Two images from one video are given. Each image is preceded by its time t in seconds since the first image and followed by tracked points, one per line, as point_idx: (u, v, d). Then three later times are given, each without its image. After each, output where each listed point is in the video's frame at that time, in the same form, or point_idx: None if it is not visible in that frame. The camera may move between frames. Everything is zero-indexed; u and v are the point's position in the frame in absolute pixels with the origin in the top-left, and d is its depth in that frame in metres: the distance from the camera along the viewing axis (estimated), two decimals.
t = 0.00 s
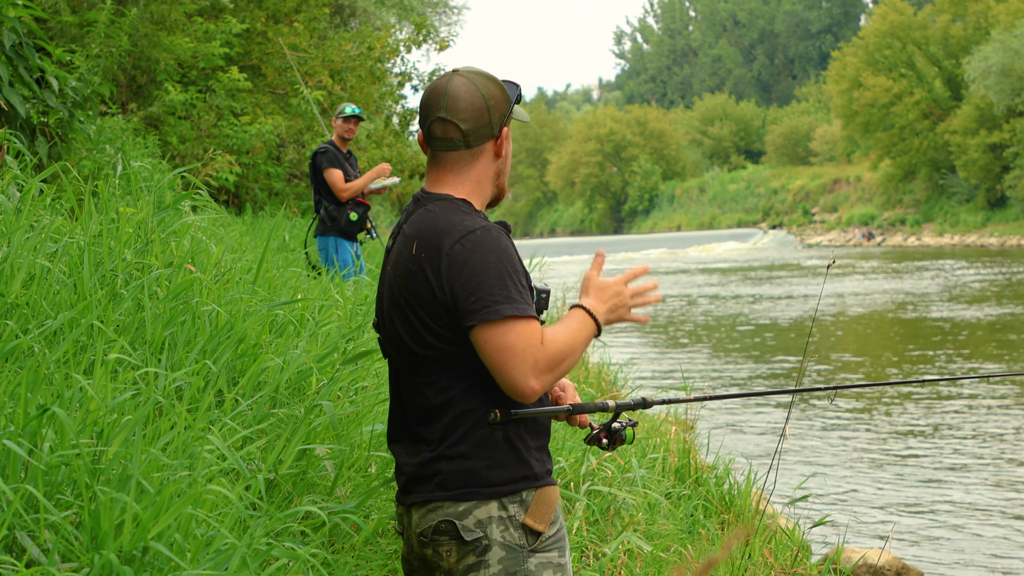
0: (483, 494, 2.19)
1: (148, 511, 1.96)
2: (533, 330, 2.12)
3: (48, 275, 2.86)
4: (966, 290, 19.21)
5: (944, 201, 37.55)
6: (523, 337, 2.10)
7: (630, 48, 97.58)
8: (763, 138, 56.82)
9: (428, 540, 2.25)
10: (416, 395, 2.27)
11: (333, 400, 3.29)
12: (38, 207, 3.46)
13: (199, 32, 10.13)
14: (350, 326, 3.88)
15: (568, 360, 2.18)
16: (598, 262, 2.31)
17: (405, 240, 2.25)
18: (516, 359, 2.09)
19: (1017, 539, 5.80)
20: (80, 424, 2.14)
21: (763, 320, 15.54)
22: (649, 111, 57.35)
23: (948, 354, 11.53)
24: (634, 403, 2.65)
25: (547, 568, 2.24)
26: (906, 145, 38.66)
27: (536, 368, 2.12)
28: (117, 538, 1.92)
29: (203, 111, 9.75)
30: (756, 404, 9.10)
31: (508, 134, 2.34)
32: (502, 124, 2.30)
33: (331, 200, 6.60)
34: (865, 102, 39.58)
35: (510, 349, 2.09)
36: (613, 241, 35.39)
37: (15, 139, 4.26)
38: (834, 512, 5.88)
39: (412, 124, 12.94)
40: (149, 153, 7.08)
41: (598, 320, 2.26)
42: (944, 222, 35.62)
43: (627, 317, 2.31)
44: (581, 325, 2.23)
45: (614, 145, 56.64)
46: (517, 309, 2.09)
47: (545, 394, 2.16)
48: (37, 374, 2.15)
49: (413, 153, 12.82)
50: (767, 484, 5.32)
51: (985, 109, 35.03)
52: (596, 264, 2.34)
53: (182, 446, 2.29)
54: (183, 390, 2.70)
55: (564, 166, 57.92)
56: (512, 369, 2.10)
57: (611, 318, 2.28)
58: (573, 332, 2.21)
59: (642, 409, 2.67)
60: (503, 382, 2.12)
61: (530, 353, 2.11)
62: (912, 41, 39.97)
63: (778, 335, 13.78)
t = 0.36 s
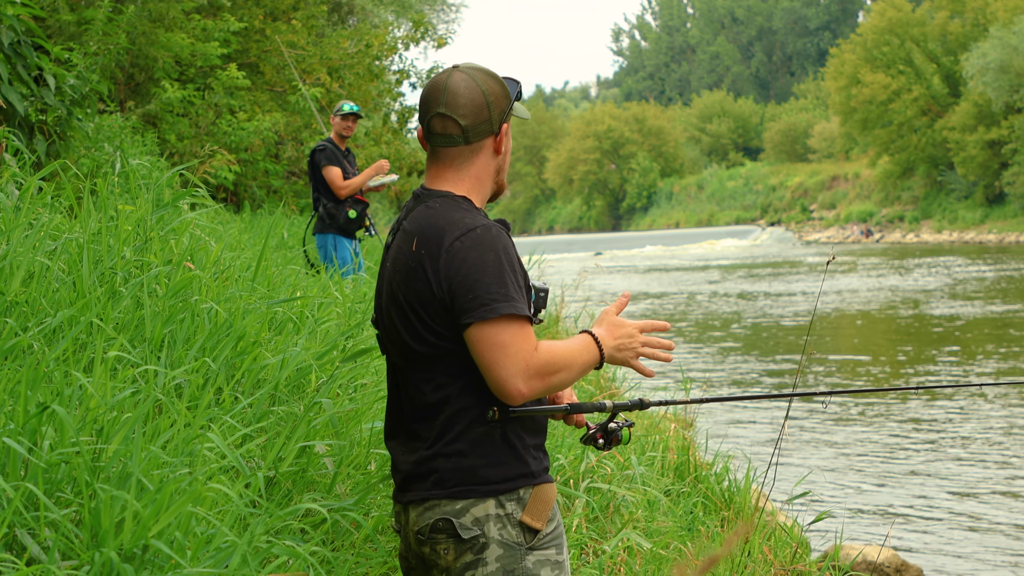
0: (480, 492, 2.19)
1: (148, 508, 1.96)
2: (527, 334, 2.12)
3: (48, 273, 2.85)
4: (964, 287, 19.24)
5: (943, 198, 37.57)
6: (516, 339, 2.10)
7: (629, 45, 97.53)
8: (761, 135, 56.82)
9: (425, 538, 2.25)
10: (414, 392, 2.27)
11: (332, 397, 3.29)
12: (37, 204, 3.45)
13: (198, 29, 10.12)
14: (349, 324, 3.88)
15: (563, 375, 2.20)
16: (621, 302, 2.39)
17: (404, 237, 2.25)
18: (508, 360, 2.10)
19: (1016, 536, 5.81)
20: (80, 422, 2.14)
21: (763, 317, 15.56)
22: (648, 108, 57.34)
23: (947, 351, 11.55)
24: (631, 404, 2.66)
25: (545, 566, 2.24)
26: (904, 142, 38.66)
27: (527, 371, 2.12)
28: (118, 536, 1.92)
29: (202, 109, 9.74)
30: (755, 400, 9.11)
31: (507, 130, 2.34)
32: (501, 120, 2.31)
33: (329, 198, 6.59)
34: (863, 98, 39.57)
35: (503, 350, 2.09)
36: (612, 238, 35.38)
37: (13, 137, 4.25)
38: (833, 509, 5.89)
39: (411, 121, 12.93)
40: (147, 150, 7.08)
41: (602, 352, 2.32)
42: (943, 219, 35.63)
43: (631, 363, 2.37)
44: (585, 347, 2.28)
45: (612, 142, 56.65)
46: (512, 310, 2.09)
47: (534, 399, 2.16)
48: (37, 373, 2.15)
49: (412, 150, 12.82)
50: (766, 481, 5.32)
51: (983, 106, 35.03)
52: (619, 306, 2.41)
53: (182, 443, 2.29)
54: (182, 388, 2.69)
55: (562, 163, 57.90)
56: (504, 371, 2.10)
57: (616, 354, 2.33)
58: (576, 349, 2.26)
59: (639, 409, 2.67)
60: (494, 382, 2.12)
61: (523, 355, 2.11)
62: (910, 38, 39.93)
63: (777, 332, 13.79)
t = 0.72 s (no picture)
0: (484, 492, 2.19)
1: (152, 508, 1.96)
2: (530, 336, 2.12)
3: (51, 273, 2.85)
4: (967, 286, 19.23)
5: (945, 196, 37.54)
6: (519, 341, 2.10)
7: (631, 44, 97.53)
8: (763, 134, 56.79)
9: (429, 539, 2.24)
10: (417, 393, 2.27)
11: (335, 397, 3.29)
12: (40, 205, 3.45)
13: (200, 29, 10.13)
14: (352, 324, 3.88)
15: (566, 378, 2.20)
16: (622, 305, 2.39)
17: (407, 237, 2.24)
18: (510, 362, 2.10)
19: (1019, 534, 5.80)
20: (83, 422, 2.15)
21: (766, 316, 15.56)
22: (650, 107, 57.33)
23: (950, 350, 11.53)
24: (635, 403, 2.65)
25: (549, 566, 2.23)
26: (906, 140, 38.62)
27: (529, 373, 2.12)
28: (122, 536, 1.92)
29: (204, 108, 9.74)
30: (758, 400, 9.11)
31: (512, 132, 2.33)
32: (508, 122, 2.30)
33: (332, 198, 6.58)
34: (865, 97, 39.54)
35: (506, 352, 2.09)
36: (614, 237, 35.38)
37: (16, 137, 4.24)
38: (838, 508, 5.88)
39: (413, 121, 12.93)
40: (150, 150, 7.08)
41: (604, 354, 2.32)
42: (946, 218, 35.60)
43: (633, 366, 2.36)
44: (587, 349, 2.28)
45: (614, 142, 56.64)
46: (516, 313, 2.09)
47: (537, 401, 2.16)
48: (42, 373, 2.16)
49: (414, 150, 12.82)
50: (770, 480, 5.31)
51: (986, 104, 34.97)
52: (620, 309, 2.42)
53: (186, 444, 2.29)
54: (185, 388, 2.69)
55: (564, 163, 57.88)
56: (506, 374, 2.10)
57: (618, 356, 2.33)
58: (578, 351, 2.26)
59: (642, 408, 2.66)
60: (496, 384, 2.12)
61: (526, 357, 2.11)
62: (912, 36, 39.87)
63: (781, 331, 13.78)
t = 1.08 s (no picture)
0: (488, 493, 2.18)
1: (155, 510, 1.96)
2: (535, 332, 2.12)
3: (54, 274, 2.85)
4: (971, 287, 19.18)
5: (948, 197, 37.46)
6: (524, 336, 2.10)
7: (634, 45, 97.50)
8: (766, 135, 56.73)
9: (433, 539, 2.24)
10: (422, 393, 2.27)
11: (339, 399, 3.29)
12: (43, 207, 3.44)
13: (203, 30, 10.13)
14: (355, 324, 3.89)
15: (572, 373, 2.20)
16: (625, 303, 2.39)
17: (409, 237, 2.24)
18: (515, 360, 2.09)
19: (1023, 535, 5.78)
20: (86, 424, 2.15)
21: (769, 317, 15.54)
22: (652, 108, 57.29)
23: (955, 351, 11.50)
24: (640, 400, 2.65)
25: (552, 567, 2.23)
26: (909, 141, 38.54)
27: (536, 368, 2.12)
28: (125, 538, 1.91)
29: (206, 109, 9.74)
30: (762, 400, 9.10)
31: (509, 129, 2.30)
32: (500, 121, 2.28)
33: (335, 199, 6.60)
34: (868, 98, 39.46)
35: (511, 348, 2.09)
36: (617, 238, 35.37)
37: (19, 138, 4.24)
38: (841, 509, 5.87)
39: (416, 122, 12.93)
40: (153, 152, 7.09)
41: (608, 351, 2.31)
42: (948, 219, 35.53)
43: (637, 364, 2.36)
44: (592, 346, 2.27)
45: (617, 142, 56.64)
46: (519, 308, 2.08)
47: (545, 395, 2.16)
48: (44, 374, 2.16)
49: (417, 151, 12.82)
50: (773, 481, 5.31)
51: (989, 105, 34.88)
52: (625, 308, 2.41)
53: (189, 445, 2.29)
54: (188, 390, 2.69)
55: (567, 163, 57.85)
56: (512, 370, 2.10)
57: (623, 354, 2.33)
58: (584, 347, 2.25)
59: (647, 405, 2.66)
60: (502, 381, 2.11)
61: (532, 352, 2.11)
62: (915, 37, 39.77)
63: (784, 332, 13.76)
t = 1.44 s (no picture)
0: (477, 492, 2.19)
1: (154, 509, 1.96)
2: (531, 304, 2.08)
3: (54, 274, 2.85)
4: (970, 287, 19.20)
5: (947, 196, 37.48)
6: (520, 308, 2.06)
7: (633, 45, 97.49)
8: (765, 135, 56.75)
9: (424, 537, 2.25)
10: (413, 392, 2.28)
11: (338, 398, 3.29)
12: (43, 207, 3.44)
13: (202, 30, 10.12)
14: (354, 324, 3.89)
15: (584, 333, 2.17)
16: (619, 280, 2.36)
17: (395, 242, 2.28)
18: (516, 334, 2.05)
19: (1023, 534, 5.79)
20: (86, 423, 2.15)
21: (769, 317, 15.54)
22: (652, 108, 57.31)
23: (954, 351, 11.50)
24: (642, 399, 2.64)
25: (542, 567, 2.22)
26: (909, 141, 38.55)
27: (544, 332, 2.08)
28: (124, 538, 1.92)
29: (206, 109, 9.73)
30: (761, 400, 9.10)
31: (471, 124, 2.32)
32: (452, 116, 2.34)
33: (334, 199, 6.60)
34: (868, 97, 39.44)
35: (505, 326, 2.05)
36: (616, 238, 35.35)
37: (17, 138, 4.24)
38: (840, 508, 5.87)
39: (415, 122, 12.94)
40: (152, 152, 7.09)
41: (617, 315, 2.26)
42: (948, 218, 35.53)
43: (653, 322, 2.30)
44: (599, 310, 2.23)
45: (616, 142, 56.65)
46: (506, 290, 2.06)
47: (560, 364, 2.11)
48: (43, 374, 2.16)
49: (416, 151, 12.83)
50: (773, 480, 5.30)
51: (988, 105, 34.91)
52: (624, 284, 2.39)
53: (189, 444, 2.29)
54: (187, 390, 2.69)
55: (567, 163, 57.86)
56: (517, 340, 2.05)
57: (631, 316, 2.27)
58: (590, 311, 2.21)
59: (649, 405, 2.65)
60: (515, 358, 2.06)
61: (535, 319, 2.07)
62: (914, 37, 39.80)
63: (784, 332, 13.76)
